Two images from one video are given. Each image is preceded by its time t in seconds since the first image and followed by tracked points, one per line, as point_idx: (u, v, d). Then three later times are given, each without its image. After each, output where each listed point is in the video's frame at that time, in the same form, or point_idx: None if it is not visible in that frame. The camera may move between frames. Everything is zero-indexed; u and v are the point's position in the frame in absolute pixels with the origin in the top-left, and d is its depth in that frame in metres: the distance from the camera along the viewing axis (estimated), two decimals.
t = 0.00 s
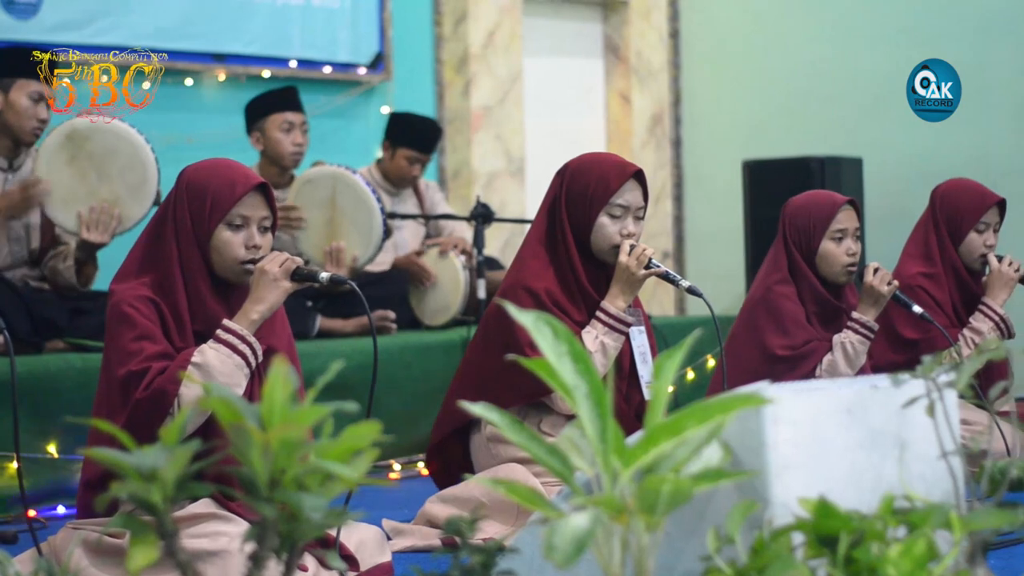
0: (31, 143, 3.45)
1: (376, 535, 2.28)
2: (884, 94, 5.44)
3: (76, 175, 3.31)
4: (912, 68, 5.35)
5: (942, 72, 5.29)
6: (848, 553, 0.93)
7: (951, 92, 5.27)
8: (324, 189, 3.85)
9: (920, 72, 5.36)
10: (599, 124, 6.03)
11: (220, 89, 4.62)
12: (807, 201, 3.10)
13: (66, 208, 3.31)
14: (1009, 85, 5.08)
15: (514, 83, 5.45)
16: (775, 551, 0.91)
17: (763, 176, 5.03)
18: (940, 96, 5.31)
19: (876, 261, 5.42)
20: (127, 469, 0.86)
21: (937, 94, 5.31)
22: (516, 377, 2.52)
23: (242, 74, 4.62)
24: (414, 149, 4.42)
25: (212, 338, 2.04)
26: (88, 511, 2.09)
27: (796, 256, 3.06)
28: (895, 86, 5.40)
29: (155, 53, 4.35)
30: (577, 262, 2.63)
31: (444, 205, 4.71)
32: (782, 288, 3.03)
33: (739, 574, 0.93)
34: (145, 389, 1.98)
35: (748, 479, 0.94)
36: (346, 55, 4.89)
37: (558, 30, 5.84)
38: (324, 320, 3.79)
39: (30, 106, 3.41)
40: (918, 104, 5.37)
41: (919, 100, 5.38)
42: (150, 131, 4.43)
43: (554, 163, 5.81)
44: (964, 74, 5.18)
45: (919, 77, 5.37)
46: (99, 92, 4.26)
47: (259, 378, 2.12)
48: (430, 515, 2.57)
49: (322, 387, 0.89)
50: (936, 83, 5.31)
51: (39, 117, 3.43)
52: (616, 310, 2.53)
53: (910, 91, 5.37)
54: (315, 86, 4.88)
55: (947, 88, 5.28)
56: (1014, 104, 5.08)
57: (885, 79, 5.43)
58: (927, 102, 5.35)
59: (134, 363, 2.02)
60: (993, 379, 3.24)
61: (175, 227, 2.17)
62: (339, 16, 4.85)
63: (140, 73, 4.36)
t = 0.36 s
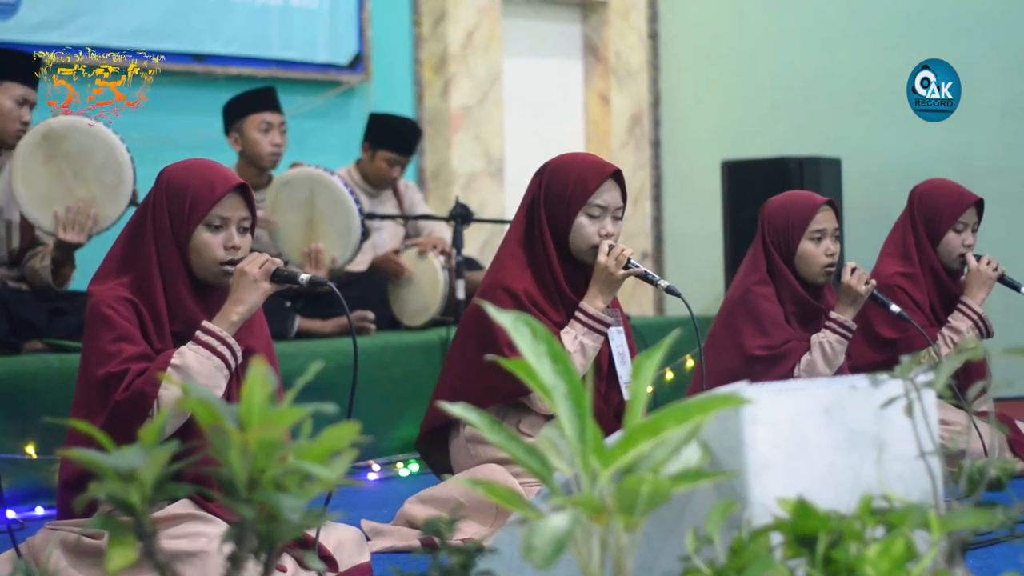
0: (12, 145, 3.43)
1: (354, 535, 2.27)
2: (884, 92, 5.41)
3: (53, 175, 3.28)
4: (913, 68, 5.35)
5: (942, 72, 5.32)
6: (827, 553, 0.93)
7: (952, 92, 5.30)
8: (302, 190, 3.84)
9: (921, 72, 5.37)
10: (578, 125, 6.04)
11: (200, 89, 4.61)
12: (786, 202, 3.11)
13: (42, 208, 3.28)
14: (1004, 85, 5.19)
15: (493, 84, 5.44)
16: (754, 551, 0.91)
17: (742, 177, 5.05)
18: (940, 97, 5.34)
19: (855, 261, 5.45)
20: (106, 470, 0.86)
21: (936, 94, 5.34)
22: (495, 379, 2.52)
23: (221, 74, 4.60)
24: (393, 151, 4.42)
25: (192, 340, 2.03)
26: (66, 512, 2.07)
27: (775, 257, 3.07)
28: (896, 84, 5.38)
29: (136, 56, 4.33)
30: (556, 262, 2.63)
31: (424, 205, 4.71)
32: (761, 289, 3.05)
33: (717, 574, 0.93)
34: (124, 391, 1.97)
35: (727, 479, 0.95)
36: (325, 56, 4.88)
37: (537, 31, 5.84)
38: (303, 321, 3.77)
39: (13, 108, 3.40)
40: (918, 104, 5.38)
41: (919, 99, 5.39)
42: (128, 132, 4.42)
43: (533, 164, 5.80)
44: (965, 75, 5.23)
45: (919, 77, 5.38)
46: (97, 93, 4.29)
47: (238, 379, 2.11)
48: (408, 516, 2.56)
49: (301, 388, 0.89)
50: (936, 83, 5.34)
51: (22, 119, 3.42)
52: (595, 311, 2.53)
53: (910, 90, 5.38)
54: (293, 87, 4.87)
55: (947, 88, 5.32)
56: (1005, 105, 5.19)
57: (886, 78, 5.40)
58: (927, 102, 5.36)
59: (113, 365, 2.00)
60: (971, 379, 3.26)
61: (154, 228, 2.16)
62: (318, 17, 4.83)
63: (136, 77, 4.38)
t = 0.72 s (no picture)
0: None
1: (336, 536, 2.26)
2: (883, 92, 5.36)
3: (31, 182, 3.25)
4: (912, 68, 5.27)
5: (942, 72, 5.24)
6: (808, 553, 0.93)
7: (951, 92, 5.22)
8: (284, 192, 3.82)
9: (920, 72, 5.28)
10: (559, 126, 6.03)
11: (181, 90, 4.58)
12: (766, 203, 3.13)
13: (21, 215, 3.26)
14: (1005, 78, 5.06)
15: (475, 84, 5.42)
16: (735, 551, 0.91)
17: (723, 178, 5.07)
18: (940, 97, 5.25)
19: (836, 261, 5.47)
20: (87, 471, 0.85)
21: (936, 94, 5.26)
22: (477, 379, 2.52)
23: (201, 76, 4.57)
24: (374, 151, 4.41)
25: (173, 341, 2.02)
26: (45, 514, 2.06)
27: (756, 258, 3.08)
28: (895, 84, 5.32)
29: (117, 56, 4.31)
30: (538, 263, 2.63)
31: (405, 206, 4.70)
32: (742, 289, 3.05)
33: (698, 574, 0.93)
34: (106, 392, 1.96)
35: (708, 480, 0.95)
36: (306, 57, 4.87)
37: (518, 32, 5.83)
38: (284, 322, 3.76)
39: None
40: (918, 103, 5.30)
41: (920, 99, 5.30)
42: (107, 133, 4.39)
43: (513, 164, 5.80)
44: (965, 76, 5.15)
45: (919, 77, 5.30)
46: (76, 100, 4.28)
47: (219, 380, 2.10)
48: (390, 516, 2.55)
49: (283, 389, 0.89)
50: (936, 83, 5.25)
51: (8, 122, 3.42)
52: (575, 311, 2.53)
53: (910, 90, 5.30)
54: (275, 87, 4.85)
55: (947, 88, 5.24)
56: (1008, 99, 5.06)
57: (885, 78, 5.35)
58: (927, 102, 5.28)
59: (94, 366, 1.99)
60: (950, 379, 3.29)
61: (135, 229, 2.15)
62: (299, 18, 4.83)
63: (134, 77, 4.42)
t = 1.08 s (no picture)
0: None
1: (318, 536, 2.25)
2: (883, 92, 5.32)
3: (14, 178, 3.23)
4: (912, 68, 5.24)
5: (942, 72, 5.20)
6: (790, 553, 0.94)
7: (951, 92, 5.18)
8: (268, 192, 3.81)
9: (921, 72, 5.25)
10: (542, 126, 6.03)
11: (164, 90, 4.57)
12: (748, 203, 3.14)
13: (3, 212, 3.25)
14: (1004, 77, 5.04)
15: (457, 84, 5.42)
16: (719, 551, 0.91)
17: (705, 178, 5.08)
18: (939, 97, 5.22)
19: (818, 262, 5.49)
20: (69, 471, 0.85)
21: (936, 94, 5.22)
22: (459, 380, 2.51)
23: (184, 76, 4.57)
24: (355, 151, 4.40)
25: (155, 340, 2.01)
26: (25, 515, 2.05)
27: (739, 258, 3.09)
28: (894, 84, 5.29)
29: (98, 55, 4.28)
30: (521, 263, 2.63)
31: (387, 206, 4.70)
32: (725, 290, 3.06)
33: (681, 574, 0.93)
34: (87, 392, 1.95)
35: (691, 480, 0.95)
36: (289, 57, 4.86)
37: (501, 32, 5.82)
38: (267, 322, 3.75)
39: None
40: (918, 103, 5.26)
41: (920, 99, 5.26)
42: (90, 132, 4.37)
43: (496, 165, 5.80)
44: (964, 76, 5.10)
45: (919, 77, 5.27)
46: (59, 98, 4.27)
47: (201, 381, 2.09)
48: (373, 517, 2.54)
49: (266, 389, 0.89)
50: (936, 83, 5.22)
51: None
52: (558, 313, 2.53)
53: (910, 90, 5.27)
54: (257, 88, 4.85)
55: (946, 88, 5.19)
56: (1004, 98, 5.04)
57: (884, 79, 5.32)
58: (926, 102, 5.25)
59: (76, 366, 1.98)
60: (932, 379, 3.30)
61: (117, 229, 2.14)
62: (282, 18, 4.82)
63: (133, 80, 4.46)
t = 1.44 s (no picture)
0: None
1: (303, 537, 2.25)
2: (882, 92, 5.30)
3: None
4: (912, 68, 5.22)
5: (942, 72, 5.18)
6: (773, 553, 0.94)
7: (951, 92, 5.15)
8: (252, 192, 3.81)
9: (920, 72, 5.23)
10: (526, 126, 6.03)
11: (147, 90, 4.53)
12: (732, 203, 3.14)
13: None
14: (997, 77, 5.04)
15: (441, 84, 5.41)
16: (702, 551, 0.91)
17: (690, 178, 5.09)
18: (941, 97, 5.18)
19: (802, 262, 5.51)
20: (52, 472, 0.85)
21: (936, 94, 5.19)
22: (444, 379, 2.51)
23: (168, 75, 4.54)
24: (338, 149, 4.39)
25: (137, 338, 2.00)
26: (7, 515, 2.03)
27: (722, 257, 3.10)
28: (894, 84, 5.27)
29: (81, 55, 4.31)
30: (505, 263, 2.63)
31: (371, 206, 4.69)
32: (709, 290, 3.07)
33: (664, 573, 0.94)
34: (70, 389, 1.94)
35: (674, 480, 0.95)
36: (272, 57, 4.84)
37: (485, 32, 5.82)
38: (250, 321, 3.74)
39: None
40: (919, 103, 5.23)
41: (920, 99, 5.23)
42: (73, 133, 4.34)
43: (480, 165, 5.80)
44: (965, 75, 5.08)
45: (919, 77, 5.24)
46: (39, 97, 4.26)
47: (184, 380, 2.08)
48: (357, 518, 2.54)
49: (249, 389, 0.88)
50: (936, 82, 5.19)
51: None
52: (544, 310, 2.53)
53: (910, 90, 5.23)
54: (239, 89, 4.81)
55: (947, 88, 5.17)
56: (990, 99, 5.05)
57: (884, 79, 5.30)
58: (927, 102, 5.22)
59: (59, 363, 1.97)
60: (916, 378, 3.32)
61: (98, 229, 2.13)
62: (265, 17, 4.80)
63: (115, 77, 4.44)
